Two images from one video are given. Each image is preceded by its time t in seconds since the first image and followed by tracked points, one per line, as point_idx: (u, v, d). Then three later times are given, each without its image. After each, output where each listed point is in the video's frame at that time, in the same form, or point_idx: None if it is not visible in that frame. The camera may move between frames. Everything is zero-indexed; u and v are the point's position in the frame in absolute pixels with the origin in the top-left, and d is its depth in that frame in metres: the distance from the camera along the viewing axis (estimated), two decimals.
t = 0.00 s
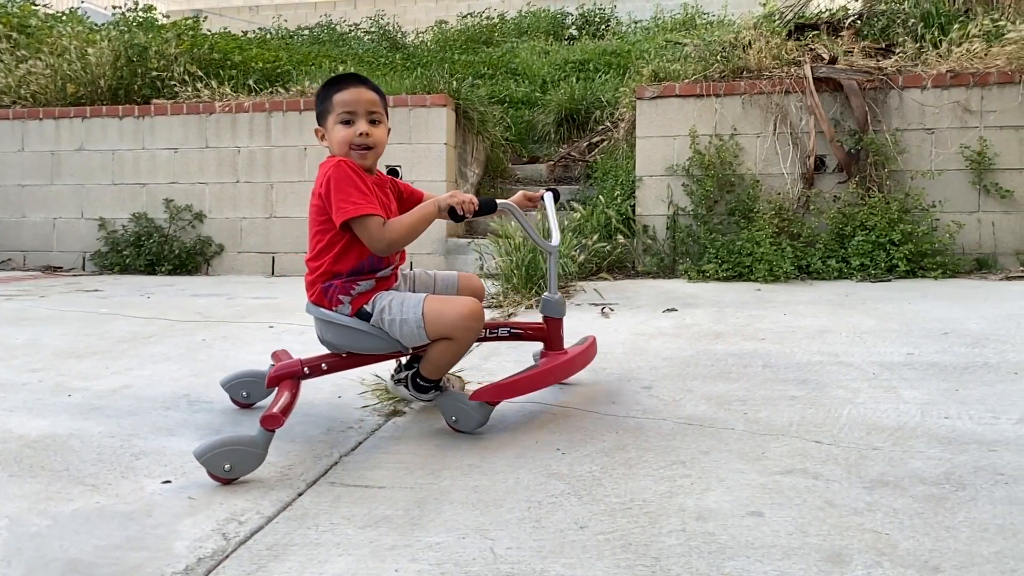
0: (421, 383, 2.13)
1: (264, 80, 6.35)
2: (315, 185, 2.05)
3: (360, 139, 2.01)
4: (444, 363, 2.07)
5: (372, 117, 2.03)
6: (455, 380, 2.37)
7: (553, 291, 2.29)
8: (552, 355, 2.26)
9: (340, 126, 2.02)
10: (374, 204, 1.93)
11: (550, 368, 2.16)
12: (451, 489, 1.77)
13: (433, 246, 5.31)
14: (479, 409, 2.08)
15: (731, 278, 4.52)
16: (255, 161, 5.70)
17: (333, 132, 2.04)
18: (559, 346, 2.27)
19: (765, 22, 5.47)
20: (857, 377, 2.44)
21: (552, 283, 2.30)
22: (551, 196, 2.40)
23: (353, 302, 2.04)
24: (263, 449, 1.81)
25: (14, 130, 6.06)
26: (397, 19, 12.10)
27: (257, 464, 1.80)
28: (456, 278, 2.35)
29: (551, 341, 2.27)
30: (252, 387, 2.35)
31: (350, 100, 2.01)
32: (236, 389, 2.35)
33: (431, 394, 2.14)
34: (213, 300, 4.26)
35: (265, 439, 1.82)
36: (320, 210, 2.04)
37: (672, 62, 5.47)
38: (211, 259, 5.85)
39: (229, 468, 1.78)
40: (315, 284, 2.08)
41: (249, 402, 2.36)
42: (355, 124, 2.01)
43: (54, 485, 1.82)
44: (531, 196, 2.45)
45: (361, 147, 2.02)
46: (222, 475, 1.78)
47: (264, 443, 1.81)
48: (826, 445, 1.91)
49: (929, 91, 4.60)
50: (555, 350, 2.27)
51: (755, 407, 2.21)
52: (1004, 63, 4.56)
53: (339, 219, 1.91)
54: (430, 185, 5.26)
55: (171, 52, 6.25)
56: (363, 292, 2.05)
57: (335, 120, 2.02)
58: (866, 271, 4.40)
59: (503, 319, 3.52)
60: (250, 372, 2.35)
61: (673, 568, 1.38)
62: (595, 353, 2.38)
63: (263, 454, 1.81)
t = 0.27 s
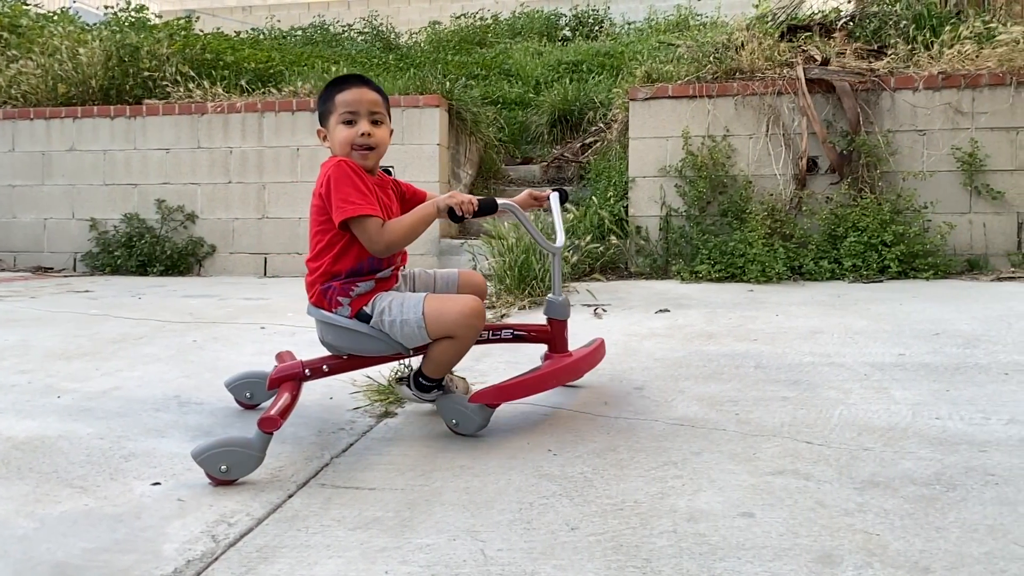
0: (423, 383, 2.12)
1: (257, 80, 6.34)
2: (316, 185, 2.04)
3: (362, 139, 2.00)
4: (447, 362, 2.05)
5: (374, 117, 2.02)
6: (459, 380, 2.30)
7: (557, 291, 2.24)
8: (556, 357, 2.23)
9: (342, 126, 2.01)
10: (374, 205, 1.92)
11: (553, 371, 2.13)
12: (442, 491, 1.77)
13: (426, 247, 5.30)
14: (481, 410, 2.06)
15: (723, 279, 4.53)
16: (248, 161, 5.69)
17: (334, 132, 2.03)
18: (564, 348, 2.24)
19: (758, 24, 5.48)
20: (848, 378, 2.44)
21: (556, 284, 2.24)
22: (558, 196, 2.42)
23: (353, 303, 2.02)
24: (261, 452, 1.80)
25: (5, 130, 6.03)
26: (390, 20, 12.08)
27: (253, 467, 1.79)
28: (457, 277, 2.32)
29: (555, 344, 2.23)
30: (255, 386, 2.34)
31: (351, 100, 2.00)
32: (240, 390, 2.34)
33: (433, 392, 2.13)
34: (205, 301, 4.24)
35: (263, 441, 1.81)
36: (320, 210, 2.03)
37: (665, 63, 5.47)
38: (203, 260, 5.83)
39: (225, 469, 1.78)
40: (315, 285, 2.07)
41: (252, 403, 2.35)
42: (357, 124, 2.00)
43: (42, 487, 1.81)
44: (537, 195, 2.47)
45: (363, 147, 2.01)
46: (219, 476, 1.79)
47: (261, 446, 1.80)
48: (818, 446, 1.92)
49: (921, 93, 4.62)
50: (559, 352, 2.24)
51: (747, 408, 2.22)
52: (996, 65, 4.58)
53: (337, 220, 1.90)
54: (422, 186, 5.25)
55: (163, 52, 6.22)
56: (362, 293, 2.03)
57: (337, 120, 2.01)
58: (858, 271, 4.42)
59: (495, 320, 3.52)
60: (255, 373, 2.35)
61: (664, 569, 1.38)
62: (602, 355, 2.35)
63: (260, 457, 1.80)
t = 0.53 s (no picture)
0: (426, 383, 2.11)
1: (249, 80, 6.32)
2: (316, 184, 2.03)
3: (363, 138, 1.99)
4: (450, 361, 2.04)
5: (375, 116, 2.02)
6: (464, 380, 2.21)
7: (561, 291, 2.20)
8: (561, 358, 2.20)
9: (343, 125, 2.00)
10: (373, 204, 1.91)
11: (556, 373, 2.10)
12: (433, 491, 1.76)
13: (419, 246, 5.28)
14: (482, 411, 2.05)
15: (716, 279, 4.53)
16: (240, 160, 5.67)
17: (336, 130, 2.02)
18: (569, 349, 2.21)
19: (750, 24, 5.49)
20: (840, 378, 2.45)
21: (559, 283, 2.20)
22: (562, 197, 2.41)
23: (352, 303, 2.01)
24: (257, 452, 1.79)
25: None
26: (384, 19, 12.06)
27: (249, 468, 1.78)
28: (459, 276, 2.31)
29: (559, 345, 2.20)
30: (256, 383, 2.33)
31: (353, 98, 1.99)
32: (244, 389, 2.33)
33: (438, 391, 2.11)
34: (196, 300, 4.22)
35: (260, 442, 1.80)
36: (319, 209, 2.02)
37: (658, 63, 5.47)
38: (195, 259, 5.81)
39: (221, 469, 1.78)
40: (314, 285, 2.06)
41: (256, 403, 2.33)
42: (358, 123, 1.99)
43: (30, 488, 1.80)
44: (541, 192, 2.43)
45: (364, 146, 2.00)
46: (215, 475, 1.78)
47: (257, 447, 1.79)
48: (809, 445, 1.92)
49: (913, 93, 4.63)
50: (563, 353, 2.20)
51: (739, 408, 2.22)
52: (987, 66, 4.59)
53: (336, 218, 1.89)
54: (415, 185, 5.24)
55: (155, 50, 6.18)
56: (361, 293, 2.02)
57: (338, 118, 2.00)
58: (850, 271, 4.43)
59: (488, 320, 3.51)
60: (259, 373, 2.34)
61: (654, 569, 1.37)
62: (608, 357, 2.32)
63: (256, 457, 1.79)
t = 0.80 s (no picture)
0: (428, 384, 2.09)
1: (241, 79, 6.29)
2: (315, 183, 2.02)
3: (362, 136, 1.98)
4: (451, 361, 2.02)
5: (375, 115, 2.01)
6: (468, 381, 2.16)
7: (563, 292, 2.18)
8: (564, 360, 2.17)
9: (342, 123, 1.99)
10: (370, 203, 1.90)
11: (559, 375, 2.07)
12: (423, 491, 1.76)
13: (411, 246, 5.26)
14: (482, 413, 2.03)
15: (708, 278, 4.54)
16: (231, 160, 5.64)
17: (335, 129, 2.01)
18: (572, 350, 2.18)
19: (742, 24, 5.49)
20: (830, 377, 2.45)
21: (562, 284, 2.18)
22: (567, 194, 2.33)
23: (349, 303, 1.99)
24: (252, 453, 1.78)
25: None
26: (376, 18, 12.03)
27: (244, 468, 1.77)
28: (460, 275, 2.29)
29: (562, 347, 2.18)
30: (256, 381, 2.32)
31: (353, 97, 1.98)
32: (247, 389, 2.31)
33: (439, 392, 2.08)
34: (187, 300, 4.20)
35: (255, 442, 1.78)
36: (318, 208, 2.01)
37: (650, 63, 5.47)
38: (185, 259, 5.78)
39: (216, 469, 1.77)
40: (312, 286, 2.05)
41: (258, 404, 2.31)
42: (357, 121, 1.99)
43: (16, 489, 1.78)
44: (547, 192, 2.38)
45: (363, 145, 1.99)
46: (210, 475, 1.77)
47: (253, 447, 1.78)
48: (799, 445, 1.92)
49: (903, 93, 4.65)
50: (566, 356, 2.18)
51: (730, 407, 2.22)
52: (977, 66, 4.61)
53: (333, 217, 1.88)
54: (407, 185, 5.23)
55: (145, 48, 6.13)
56: (359, 294, 2.00)
57: (338, 117, 2.00)
58: (841, 271, 4.45)
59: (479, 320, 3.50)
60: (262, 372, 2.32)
61: (644, 569, 1.37)
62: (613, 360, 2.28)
63: (251, 458, 1.78)
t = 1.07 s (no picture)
0: (428, 385, 2.06)
1: (231, 77, 6.27)
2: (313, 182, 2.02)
3: (360, 133, 1.97)
4: (450, 363, 2.00)
5: (373, 112, 1.99)
6: (470, 382, 2.12)
7: (566, 292, 2.15)
8: (567, 360, 2.14)
9: (340, 120, 1.98)
10: (366, 201, 1.88)
11: (563, 375, 2.03)
12: (412, 491, 1.75)
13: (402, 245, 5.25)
14: (482, 414, 1.99)
15: (699, 277, 4.55)
16: (221, 158, 5.62)
17: (333, 126, 2.00)
18: (575, 350, 2.15)
19: (733, 23, 5.50)
20: (820, 376, 2.46)
21: (565, 283, 2.15)
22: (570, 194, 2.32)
23: (347, 303, 1.98)
24: (247, 453, 1.77)
25: None
26: (367, 17, 12.00)
27: (239, 469, 1.76)
28: (461, 273, 2.24)
29: (564, 347, 2.15)
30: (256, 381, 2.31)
31: (350, 94, 1.97)
32: (250, 389, 2.30)
33: (439, 392, 2.05)
34: (177, 300, 4.18)
35: (250, 443, 1.77)
36: (315, 207, 2.00)
37: (642, 62, 5.47)
38: (176, 258, 5.76)
39: (211, 470, 1.75)
40: (311, 285, 2.04)
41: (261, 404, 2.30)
42: (355, 119, 1.97)
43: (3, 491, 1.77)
44: (551, 194, 2.37)
45: (360, 142, 1.98)
46: (205, 476, 1.76)
47: (248, 447, 1.77)
48: (789, 443, 1.92)
49: (894, 93, 4.66)
50: (569, 356, 2.14)
51: (720, 406, 2.22)
52: (966, 66, 4.62)
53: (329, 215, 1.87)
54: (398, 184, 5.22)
55: (135, 47, 6.11)
56: (357, 294, 1.99)
57: (335, 114, 1.99)
58: (831, 270, 4.46)
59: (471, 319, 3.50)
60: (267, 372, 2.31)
61: (633, 567, 1.37)
62: (618, 361, 2.24)
63: (246, 458, 1.77)
